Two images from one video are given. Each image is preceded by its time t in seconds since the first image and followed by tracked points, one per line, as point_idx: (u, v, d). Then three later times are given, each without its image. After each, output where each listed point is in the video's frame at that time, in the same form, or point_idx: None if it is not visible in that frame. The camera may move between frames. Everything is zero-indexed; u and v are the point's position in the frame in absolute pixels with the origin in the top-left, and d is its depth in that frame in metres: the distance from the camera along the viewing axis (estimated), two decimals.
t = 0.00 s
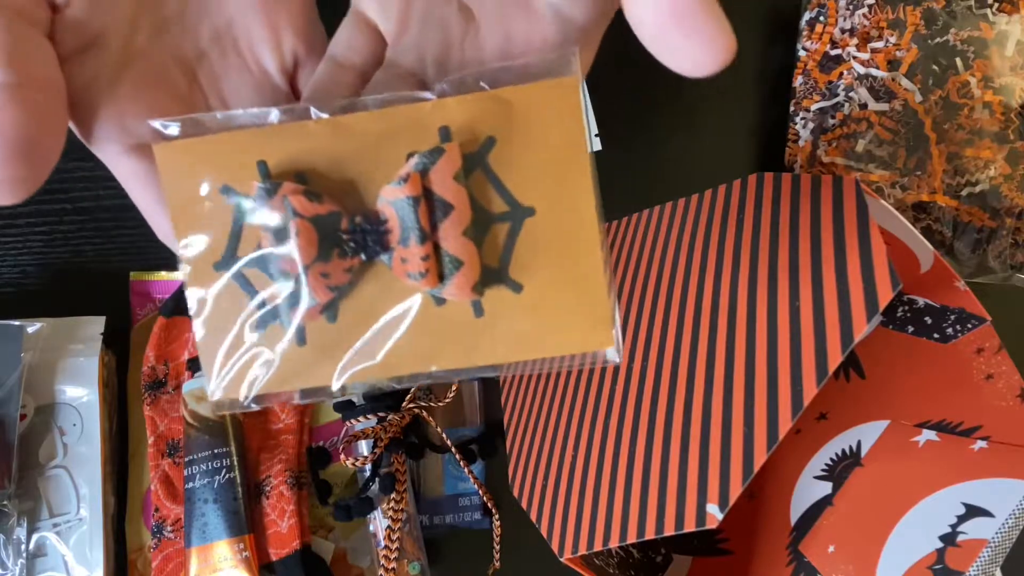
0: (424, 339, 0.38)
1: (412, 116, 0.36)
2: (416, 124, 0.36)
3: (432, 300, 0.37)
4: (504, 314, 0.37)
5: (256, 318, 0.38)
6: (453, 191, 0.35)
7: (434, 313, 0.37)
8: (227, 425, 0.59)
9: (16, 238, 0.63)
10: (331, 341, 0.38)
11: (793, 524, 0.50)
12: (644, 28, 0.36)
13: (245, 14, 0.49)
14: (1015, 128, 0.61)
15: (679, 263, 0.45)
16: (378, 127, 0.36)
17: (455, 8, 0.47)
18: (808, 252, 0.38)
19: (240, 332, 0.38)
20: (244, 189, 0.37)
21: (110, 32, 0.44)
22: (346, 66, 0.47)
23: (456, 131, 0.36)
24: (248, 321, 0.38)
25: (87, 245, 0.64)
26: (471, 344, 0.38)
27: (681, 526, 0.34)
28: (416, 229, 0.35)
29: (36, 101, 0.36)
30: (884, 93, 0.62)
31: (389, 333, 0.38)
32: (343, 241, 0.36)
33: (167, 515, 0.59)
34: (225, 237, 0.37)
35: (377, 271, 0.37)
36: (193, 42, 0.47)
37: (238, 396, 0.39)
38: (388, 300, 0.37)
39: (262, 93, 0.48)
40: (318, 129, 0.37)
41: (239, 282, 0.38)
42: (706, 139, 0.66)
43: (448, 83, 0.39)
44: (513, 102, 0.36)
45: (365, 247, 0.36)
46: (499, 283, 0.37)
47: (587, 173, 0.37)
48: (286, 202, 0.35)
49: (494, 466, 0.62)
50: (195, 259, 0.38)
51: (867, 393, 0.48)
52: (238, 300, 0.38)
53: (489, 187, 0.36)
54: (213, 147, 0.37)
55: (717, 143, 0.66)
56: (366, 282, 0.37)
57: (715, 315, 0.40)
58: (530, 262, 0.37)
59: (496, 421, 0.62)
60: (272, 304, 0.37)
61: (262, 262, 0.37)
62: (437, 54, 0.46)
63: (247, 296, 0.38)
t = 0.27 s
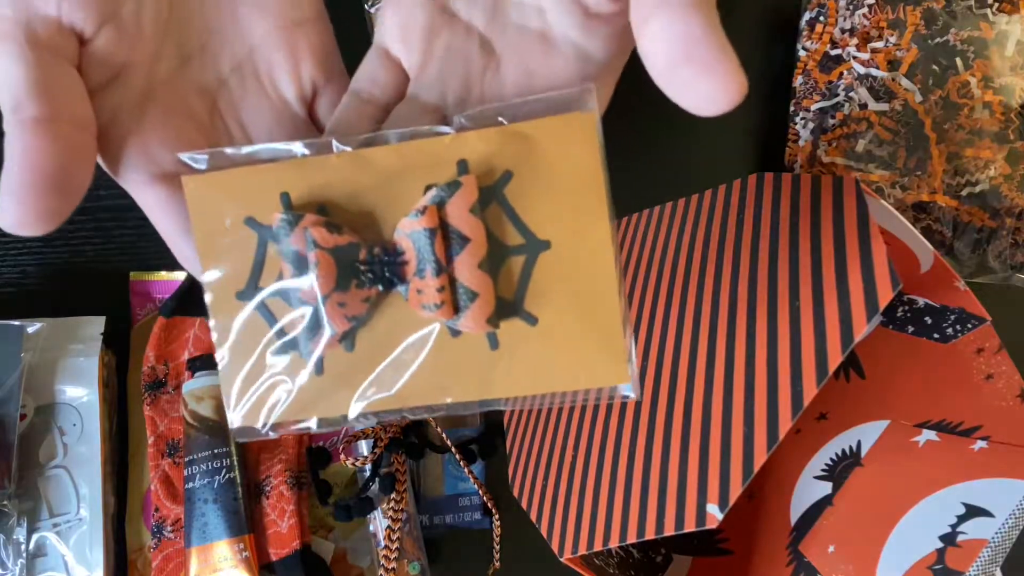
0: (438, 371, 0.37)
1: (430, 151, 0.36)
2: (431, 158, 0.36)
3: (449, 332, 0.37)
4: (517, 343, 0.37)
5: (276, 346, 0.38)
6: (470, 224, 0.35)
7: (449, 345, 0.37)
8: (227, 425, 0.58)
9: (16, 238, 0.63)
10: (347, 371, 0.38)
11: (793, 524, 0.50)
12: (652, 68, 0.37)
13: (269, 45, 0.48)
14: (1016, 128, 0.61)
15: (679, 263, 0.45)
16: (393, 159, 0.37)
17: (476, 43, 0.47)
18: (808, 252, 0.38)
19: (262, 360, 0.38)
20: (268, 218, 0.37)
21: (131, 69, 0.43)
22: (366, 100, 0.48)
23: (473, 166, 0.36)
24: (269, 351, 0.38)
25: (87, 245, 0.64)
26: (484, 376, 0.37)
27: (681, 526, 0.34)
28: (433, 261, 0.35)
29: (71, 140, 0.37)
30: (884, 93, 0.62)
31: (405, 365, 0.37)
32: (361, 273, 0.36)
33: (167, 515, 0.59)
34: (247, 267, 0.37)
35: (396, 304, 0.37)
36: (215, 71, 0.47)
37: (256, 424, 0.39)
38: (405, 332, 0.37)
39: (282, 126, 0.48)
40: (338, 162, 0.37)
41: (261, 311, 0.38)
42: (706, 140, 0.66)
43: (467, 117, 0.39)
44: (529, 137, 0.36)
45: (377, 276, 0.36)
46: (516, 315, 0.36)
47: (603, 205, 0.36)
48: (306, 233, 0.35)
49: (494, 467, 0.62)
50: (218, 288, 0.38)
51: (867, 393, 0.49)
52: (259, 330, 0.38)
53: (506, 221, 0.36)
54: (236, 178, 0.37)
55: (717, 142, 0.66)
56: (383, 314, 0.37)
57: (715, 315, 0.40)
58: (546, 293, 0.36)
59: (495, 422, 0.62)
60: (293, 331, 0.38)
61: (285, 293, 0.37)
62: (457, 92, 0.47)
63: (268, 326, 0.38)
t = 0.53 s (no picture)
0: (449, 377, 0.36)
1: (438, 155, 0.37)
2: (439, 161, 0.37)
3: (461, 337, 0.36)
4: (527, 345, 0.36)
5: (287, 366, 0.37)
6: (478, 220, 0.35)
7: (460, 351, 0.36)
8: (227, 425, 0.58)
9: (16, 238, 0.63)
10: (358, 382, 0.37)
11: (793, 524, 0.50)
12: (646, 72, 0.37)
13: (287, 77, 0.51)
14: (1015, 128, 0.61)
15: (679, 263, 0.45)
16: (400, 168, 0.37)
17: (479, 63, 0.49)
18: (808, 252, 0.38)
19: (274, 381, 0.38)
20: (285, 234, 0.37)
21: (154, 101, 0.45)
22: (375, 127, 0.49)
23: (481, 166, 0.36)
24: (279, 369, 0.37)
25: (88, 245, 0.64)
26: (496, 380, 0.36)
27: (681, 526, 0.34)
28: (440, 255, 0.34)
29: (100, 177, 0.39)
30: (884, 93, 0.62)
31: (415, 373, 0.36)
32: (370, 278, 0.35)
33: (168, 515, 0.59)
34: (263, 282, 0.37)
35: (405, 309, 0.36)
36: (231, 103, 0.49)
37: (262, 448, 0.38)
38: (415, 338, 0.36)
39: (299, 149, 0.50)
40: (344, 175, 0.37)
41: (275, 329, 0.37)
42: (706, 140, 0.66)
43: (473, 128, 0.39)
44: (535, 139, 0.36)
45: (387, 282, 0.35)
46: (529, 314, 0.36)
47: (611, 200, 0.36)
48: (318, 240, 0.35)
49: (494, 467, 0.61)
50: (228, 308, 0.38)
51: (866, 393, 0.49)
52: (271, 349, 0.37)
53: (514, 219, 0.36)
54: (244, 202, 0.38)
55: (718, 142, 0.66)
56: (393, 322, 0.36)
57: (715, 315, 0.40)
58: (558, 291, 0.36)
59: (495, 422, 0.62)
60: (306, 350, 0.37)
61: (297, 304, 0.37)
62: (462, 111, 0.48)
63: (280, 344, 0.37)
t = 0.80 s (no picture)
0: (448, 373, 0.36)
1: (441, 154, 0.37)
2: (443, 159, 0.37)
3: (461, 332, 0.36)
4: (529, 342, 0.35)
5: (283, 364, 0.37)
6: (479, 212, 0.35)
7: (460, 347, 0.36)
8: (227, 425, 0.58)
9: (16, 238, 0.63)
10: (356, 378, 0.36)
11: (793, 524, 0.50)
12: (637, 86, 0.37)
13: (291, 88, 0.51)
14: (1015, 128, 0.61)
15: (679, 263, 0.45)
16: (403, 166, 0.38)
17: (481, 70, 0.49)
18: (808, 253, 0.38)
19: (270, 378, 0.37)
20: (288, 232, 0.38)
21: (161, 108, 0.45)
22: (378, 135, 0.49)
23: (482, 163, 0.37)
24: (275, 366, 0.37)
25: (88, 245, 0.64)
26: (496, 376, 0.35)
27: (681, 526, 0.34)
28: (442, 244, 0.34)
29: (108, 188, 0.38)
30: (884, 93, 0.62)
31: (414, 369, 0.36)
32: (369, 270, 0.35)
33: (168, 515, 0.59)
34: (265, 278, 0.38)
35: (406, 304, 0.36)
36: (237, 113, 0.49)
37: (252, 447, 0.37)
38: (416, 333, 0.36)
39: (302, 156, 0.50)
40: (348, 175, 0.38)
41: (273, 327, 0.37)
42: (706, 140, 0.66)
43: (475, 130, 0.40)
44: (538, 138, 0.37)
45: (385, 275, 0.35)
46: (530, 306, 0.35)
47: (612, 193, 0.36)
48: (319, 235, 0.36)
49: (494, 467, 0.61)
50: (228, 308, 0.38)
51: (866, 394, 0.49)
52: (270, 346, 0.37)
53: (516, 212, 0.36)
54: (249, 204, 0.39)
55: (718, 142, 0.66)
56: (393, 317, 0.36)
57: (714, 315, 0.40)
58: (558, 284, 0.35)
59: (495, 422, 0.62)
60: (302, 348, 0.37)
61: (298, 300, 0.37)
62: (465, 116, 0.48)
63: (277, 342, 0.37)
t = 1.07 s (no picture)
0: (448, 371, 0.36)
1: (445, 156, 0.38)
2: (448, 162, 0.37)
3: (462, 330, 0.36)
4: (529, 342, 0.35)
5: (278, 360, 0.37)
6: (483, 213, 0.35)
7: (460, 345, 0.36)
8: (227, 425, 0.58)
9: (16, 238, 0.63)
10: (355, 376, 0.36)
11: (794, 524, 0.50)
12: (634, 99, 0.37)
13: (291, 89, 0.51)
14: (1016, 128, 0.61)
15: (679, 263, 0.45)
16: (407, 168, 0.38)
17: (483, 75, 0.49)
18: (808, 253, 0.38)
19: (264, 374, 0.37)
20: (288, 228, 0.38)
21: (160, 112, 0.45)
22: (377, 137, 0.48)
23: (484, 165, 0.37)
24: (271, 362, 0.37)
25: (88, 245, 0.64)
26: (499, 374, 0.35)
27: (681, 526, 0.34)
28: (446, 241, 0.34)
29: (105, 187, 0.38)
30: (884, 93, 0.62)
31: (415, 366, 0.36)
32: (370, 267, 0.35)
33: (168, 515, 0.59)
34: (262, 274, 0.38)
35: (406, 301, 0.36)
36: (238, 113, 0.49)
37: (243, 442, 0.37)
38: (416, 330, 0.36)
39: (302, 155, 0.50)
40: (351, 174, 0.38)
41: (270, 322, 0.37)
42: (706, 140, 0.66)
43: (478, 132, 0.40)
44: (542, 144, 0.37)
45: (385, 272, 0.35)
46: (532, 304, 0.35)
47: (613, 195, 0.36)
48: (320, 230, 0.35)
49: (494, 467, 0.61)
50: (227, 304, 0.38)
51: (865, 394, 0.49)
52: (265, 342, 0.37)
53: (518, 215, 0.36)
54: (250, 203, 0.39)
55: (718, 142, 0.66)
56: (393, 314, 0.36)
57: (714, 315, 0.40)
58: (559, 284, 0.35)
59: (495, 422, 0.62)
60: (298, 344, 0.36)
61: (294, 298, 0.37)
62: (465, 119, 0.48)
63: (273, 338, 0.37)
